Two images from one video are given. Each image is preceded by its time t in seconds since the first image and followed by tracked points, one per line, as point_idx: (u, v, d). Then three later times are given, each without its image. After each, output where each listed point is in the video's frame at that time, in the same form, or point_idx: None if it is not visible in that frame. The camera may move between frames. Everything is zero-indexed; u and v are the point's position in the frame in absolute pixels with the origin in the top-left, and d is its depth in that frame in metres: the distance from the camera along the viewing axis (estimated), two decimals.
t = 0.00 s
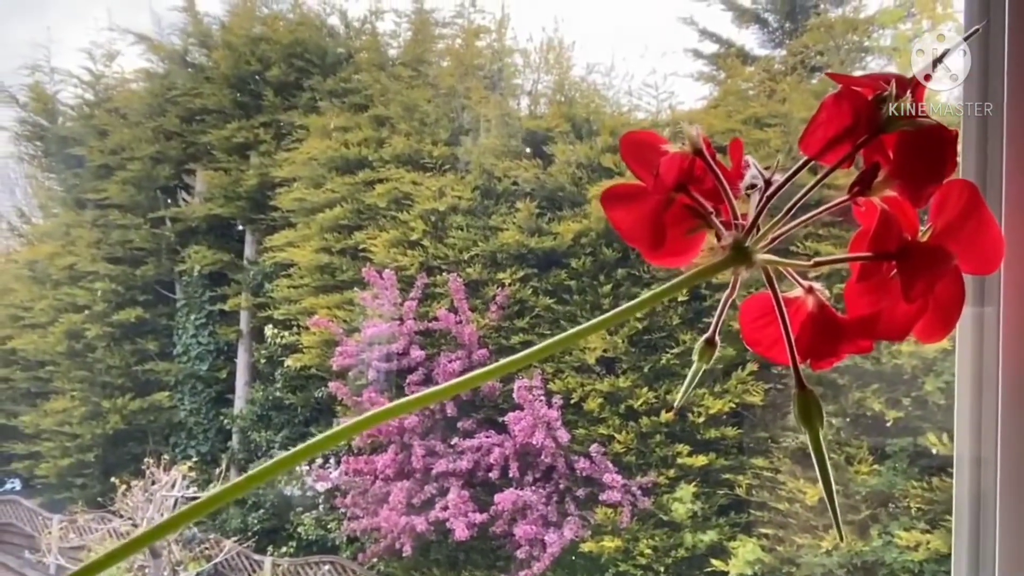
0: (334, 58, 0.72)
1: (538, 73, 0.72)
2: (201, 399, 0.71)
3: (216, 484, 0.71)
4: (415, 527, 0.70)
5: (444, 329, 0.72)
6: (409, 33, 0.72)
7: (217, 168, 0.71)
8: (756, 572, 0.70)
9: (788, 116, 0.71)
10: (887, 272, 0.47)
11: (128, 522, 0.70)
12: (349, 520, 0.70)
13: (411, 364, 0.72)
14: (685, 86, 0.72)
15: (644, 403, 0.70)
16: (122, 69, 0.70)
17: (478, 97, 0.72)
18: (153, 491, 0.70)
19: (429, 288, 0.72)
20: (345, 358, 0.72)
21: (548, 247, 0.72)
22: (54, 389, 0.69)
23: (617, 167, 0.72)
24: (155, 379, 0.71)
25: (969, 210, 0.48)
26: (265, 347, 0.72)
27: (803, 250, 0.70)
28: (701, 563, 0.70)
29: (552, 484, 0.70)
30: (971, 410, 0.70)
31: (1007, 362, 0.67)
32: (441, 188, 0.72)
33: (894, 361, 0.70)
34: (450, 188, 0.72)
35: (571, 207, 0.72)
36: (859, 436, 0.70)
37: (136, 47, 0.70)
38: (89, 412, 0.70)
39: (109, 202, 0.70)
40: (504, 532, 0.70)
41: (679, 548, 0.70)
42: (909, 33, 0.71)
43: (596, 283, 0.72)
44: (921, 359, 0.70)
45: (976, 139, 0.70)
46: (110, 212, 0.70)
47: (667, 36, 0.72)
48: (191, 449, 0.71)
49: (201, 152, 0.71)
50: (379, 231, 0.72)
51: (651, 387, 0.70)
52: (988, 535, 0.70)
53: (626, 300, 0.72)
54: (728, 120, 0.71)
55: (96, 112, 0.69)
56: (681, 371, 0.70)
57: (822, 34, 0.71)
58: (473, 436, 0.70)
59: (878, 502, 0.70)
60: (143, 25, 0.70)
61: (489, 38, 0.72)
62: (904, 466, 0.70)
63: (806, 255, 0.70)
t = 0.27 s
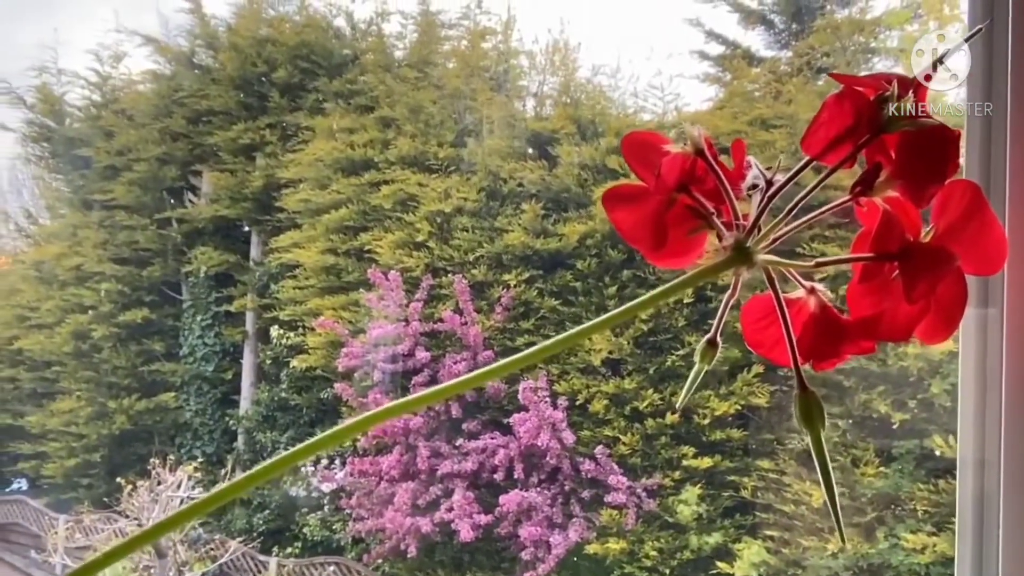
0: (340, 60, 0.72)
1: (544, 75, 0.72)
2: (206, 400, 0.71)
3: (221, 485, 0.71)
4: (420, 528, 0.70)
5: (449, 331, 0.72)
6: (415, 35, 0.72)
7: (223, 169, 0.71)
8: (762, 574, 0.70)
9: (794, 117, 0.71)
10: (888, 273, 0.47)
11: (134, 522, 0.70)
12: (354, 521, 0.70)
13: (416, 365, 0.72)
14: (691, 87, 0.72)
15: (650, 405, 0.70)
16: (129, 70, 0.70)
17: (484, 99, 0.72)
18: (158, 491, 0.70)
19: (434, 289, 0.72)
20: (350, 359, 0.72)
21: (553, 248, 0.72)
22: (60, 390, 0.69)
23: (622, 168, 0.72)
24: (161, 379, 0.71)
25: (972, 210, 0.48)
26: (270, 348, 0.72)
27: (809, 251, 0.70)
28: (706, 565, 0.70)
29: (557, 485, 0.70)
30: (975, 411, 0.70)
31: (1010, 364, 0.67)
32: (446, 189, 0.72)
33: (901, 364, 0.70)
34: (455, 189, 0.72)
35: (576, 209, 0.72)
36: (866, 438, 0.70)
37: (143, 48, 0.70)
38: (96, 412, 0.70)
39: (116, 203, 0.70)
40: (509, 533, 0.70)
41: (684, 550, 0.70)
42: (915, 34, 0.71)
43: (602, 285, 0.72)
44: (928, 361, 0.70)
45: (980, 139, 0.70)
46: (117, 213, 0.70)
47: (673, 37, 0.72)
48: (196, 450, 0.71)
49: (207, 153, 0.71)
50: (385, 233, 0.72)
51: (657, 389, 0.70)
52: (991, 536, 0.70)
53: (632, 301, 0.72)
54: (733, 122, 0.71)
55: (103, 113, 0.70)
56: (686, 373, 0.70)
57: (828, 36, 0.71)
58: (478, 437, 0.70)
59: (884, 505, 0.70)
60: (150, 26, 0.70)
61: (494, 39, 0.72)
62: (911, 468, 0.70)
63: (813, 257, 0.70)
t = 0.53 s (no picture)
0: (347, 61, 0.72)
1: (551, 76, 0.72)
2: (214, 400, 0.71)
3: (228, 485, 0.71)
4: (426, 529, 0.71)
5: (456, 331, 0.72)
6: (422, 36, 0.72)
7: (231, 170, 0.71)
8: None
9: (802, 119, 0.71)
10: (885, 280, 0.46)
11: (141, 522, 0.70)
12: (360, 522, 0.70)
13: (423, 366, 0.72)
14: (698, 89, 0.71)
15: (656, 407, 0.70)
16: (137, 72, 0.70)
17: (491, 100, 0.72)
18: (165, 492, 0.71)
19: (440, 290, 0.72)
20: (357, 360, 0.72)
21: (559, 249, 0.72)
22: (68, 390, 0.69)
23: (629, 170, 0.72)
24: (169, 380, 0.71)
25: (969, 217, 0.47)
26: (277, 348, 0.72)
27: (816, 253, 0.70)
28: (712, 567, 0.70)
29: (563, 487, 0.70)
30: (974, 415, 0.69)
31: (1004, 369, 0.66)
32: (453, 191, 0.72)
33: (908, 366, 0.70)
34: (462, 191, 0.72)
35: (583, 210, 0.72)
36: (873, 441, 0.70)
37: (151, 50, 0.70)
38: (103, 413, 0.70)
39: (123, 204, 0.70)
40: (515, 535, 0.70)
41: (690, 552, 0.70)
42: (922, 36, 0.71)
43: (608, 286, 0.72)
44: (935, 364, 0.70)
45: (980, 141, 0.70)
46: (125, 214, 0.70)
47: (679, 39, 0.72)
48: (203, 450, 0.71)
49: (215, 154, 0.71)
50: (391, 234, 0.72)
51: (663, 391, 0.70)
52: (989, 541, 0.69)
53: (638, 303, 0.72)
54: (740, 123, 0.71)
55: (112, 114, 0.70)
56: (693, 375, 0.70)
57: (836, 37, 0.71)
58: (484, 439, 0.71)
59: (891, 507, 0.70)
60: (158, 28, 0.70)
61: (501, 41, 0.72)
62: (918, 471, 0.70)
63: (820, 259, 0.70)
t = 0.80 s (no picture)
0: (354, 62, 0.72)
1: (558, 77, 0.72)
2: (221, 400, 0.72)
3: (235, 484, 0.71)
4: (432, 529, 0.71)
5: (462, 332, 0.72)
6: (429, 37, 0.72)
7: (238, 171, 0.71)
8: None
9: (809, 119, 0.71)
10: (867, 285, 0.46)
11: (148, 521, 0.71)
12: (367, 522, 0.70)
13: (429, 366, 0.72)
14: (705, 90, 0.71)
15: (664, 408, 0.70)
16: (146, 73, 0.70)
17: (498, 101, 0.72)
18: (172, 491, 0.71)
19: (447, 291, 0.72)
20: (363, 360, 0.72)
21: (566, 250, 0.72)
22: (77, 389, 0.70)
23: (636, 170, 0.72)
24: (176, 380, 0.71)
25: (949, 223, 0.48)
26: (284, 349, 0.72)
27: (823, 254, 0.70)
28: (718, 569, 0.70)
29: (570, 488, 0.70)
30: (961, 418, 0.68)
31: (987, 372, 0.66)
32: (460, 192, 0.72)
33: (916, 368, 0.69)
34: (468, 192, 0.72)
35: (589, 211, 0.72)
36: (880, 442, 0.70)
37: (160, 51, 0.71)
38: (111, 413, 0.70)
39: (132, 205, 0.70)
40: (521, 535, 0.70)
41: (696, 554, 0.70)
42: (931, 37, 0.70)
43: (615, 287, 0.72)
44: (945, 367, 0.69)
45: (968, 140, 0.69)
46: (134, 215, 0.70)
47: (686, 39, 0.72)
48: (211, 450, 0.71)
49: (223, 155, 0.71)
50: (397, 235, 0.73)
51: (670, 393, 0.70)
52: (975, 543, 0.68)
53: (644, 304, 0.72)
54: (748, 124, 0.71)
55: (120, 116, 0.70)
56: (699, 376, 0.70)
57: (844, 37, 0.71)
58: (490, 439, 0.70)
59: (898, 510, 0.70)
60: (166, 30, 0.71)
61: (508, 42, 0.72)
62: (926, 474, 0.70)
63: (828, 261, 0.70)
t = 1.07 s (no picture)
0: (362, 62, 0.72)
1: (565, 78, 0.72)
2: (228, 400, 0.72)
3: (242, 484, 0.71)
4: (438, 530, 0.71)
5: (468, 332, 0.72)
6: (436, 38, 0.72)
7: (246, 171, 0.72)
8: None
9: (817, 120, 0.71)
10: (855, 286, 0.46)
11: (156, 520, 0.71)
12: (373, 522, 0.70)
13: (435, 367, 0.72)
14: (712, 90, 0.71)
15: (671, 409, 0.70)
16: (154, 74, 0.71)
17: (504, 102, 0.72)
18: (179, 490, 0.71)
19: (453, 291, 0.72)
20: (370, 361, 0.72)
21: (573, 250, 0.72)
22: (85, 388, 0.70)
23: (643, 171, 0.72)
24: (183, 380, 0.71)
25: (937, 224, 0.47)
26: (291, 349, 0.72)
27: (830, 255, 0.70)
28: (725, 570, 0.70)
29: (576, 489, 0.70)
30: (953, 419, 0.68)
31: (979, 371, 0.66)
32: (466, 192, 0.72)
33: (924, 370, 0.69)
34: (475, 192, 0.72)
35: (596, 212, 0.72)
36: (887, 444, 0.69)
37: (168, 52, 0.71)
38: (119, 412, 0.71)
39: (140, 205, 0.71)
40: (528, 536, 0.70)
41: (703, 555, 0.70)
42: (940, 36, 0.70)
43: (621, 287, 0.72)
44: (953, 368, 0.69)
45: (963, 139, 0.69)
46: (142, 215, 0.71)
47: (693, 40, 0.72)
48: (218, 449, 0.71)
49: (231, 155, 0.71)
50: (404, 235, 0.73)
51: (677, 394, 0.70)
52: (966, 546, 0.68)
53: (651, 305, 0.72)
54: (755, 125, 0.71)
55: (129, 116, 0.71)
56: (706, 377, 0.70)
57: (852, 37, 0.70)
58: (496, 440, 0.70)
59: (907, 512, 0.70)
60: (175, 31, 0.71)
61: (515, 42, 0.72)
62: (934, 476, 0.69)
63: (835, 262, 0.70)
